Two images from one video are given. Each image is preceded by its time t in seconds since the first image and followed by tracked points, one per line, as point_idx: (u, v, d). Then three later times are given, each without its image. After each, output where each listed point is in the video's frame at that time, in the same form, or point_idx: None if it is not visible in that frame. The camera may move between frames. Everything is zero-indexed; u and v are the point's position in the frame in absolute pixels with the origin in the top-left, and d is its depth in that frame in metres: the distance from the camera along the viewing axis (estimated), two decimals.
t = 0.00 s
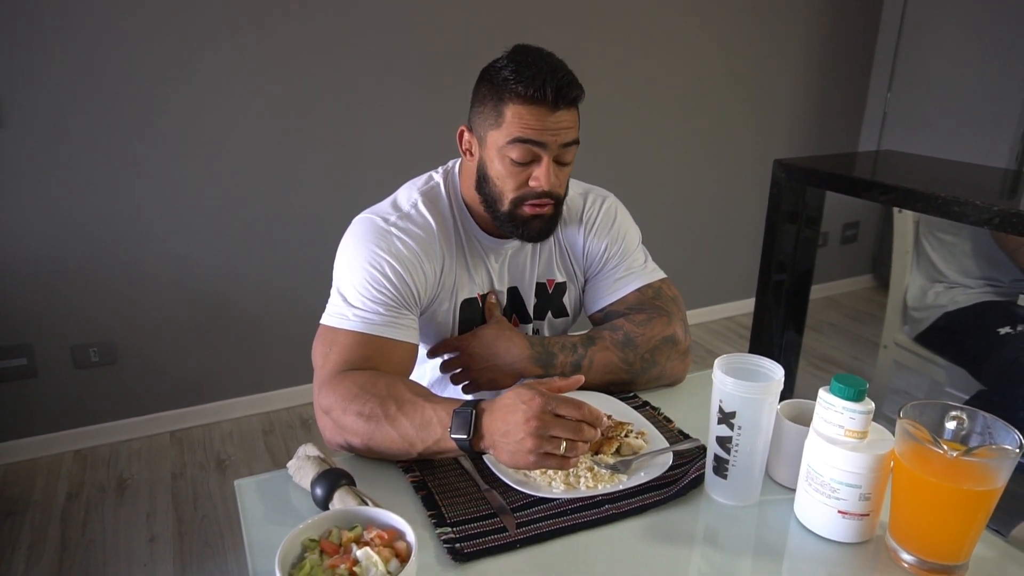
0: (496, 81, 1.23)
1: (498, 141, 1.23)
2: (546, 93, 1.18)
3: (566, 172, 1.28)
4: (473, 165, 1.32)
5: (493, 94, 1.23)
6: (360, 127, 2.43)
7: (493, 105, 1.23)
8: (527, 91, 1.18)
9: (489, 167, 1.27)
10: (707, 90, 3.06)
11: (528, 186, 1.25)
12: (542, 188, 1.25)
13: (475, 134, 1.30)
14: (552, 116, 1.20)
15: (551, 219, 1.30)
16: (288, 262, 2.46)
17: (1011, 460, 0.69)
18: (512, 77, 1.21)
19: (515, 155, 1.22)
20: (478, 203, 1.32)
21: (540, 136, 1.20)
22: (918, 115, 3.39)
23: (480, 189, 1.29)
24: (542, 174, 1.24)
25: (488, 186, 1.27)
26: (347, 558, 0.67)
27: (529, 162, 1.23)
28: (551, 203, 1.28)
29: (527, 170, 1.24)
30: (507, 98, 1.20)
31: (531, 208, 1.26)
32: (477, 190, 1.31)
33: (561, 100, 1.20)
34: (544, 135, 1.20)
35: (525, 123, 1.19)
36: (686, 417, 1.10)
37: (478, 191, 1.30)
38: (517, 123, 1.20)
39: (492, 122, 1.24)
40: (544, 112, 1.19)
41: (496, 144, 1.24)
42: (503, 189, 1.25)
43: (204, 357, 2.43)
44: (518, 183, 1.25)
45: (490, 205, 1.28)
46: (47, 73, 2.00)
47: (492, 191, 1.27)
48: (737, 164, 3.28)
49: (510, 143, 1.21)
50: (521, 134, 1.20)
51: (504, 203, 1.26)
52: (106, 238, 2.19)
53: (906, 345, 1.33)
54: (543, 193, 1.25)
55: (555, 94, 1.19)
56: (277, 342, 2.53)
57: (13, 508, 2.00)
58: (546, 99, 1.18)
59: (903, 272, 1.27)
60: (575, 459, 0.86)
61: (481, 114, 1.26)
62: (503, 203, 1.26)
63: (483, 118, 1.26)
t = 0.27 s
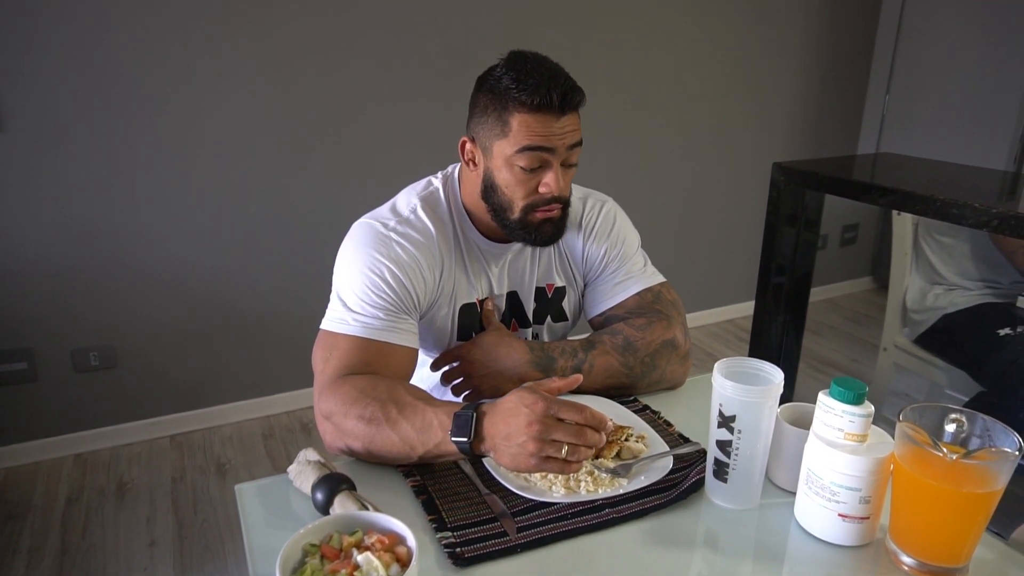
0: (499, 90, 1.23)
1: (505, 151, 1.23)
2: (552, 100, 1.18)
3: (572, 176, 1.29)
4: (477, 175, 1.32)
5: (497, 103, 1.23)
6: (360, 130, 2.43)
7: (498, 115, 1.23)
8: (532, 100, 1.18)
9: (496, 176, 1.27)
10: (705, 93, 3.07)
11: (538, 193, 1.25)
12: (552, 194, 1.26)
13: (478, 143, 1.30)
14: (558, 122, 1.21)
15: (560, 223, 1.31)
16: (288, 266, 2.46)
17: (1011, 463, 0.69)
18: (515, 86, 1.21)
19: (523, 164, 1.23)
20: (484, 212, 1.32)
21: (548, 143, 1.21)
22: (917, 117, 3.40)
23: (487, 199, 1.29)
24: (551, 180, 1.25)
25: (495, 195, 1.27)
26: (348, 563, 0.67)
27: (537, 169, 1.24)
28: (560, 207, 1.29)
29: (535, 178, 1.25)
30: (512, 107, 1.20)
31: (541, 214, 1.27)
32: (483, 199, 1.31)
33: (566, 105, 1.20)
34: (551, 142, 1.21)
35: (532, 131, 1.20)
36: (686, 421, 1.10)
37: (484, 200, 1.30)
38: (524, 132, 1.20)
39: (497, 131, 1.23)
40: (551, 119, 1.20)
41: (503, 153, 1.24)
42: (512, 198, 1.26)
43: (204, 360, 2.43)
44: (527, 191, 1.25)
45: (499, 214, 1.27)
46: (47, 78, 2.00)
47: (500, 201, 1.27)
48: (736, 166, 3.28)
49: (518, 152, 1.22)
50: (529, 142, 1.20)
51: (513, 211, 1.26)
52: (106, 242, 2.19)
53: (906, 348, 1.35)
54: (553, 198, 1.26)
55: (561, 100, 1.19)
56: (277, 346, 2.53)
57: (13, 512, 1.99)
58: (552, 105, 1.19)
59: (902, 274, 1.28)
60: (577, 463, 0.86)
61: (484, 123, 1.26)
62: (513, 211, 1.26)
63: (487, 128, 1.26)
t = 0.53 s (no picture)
0: (504, 91, 1.23)
1: (511, 151, 1.23)
2: (558, 100, 1.19)
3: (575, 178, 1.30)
4: (481, 176, 1.32)
5: (502, 104, 1.23)
6: (360, 133, 2.43)
7: (503, 115, 1.23)
8: (538, 100, 1.19)
9: (500, 177, 1.27)
10: (705, 96, 3.08)
11: (542, 193, 1.26)
12: (556, 195, 1.26)
13: (483, 145, 1.30)
14: (564, 123, 1.21)
15: (563, 225, 1.31)
16: (288, 268, 2.46)
17: (1009, 465, 0.69)
18: (521, 86, 1.21)
19: (529, 164, 1.23)
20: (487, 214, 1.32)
21: (554, 143, 1.21)
22: (916, 121, 3.40)
23: (490, 200, 1.29)
24: (556, 181, 1.25)
25: (500, 195, 1.27)
26: (347, 566, 0.67)
27: (542, 170, 1.24)
28: (564, 209, 1.29)
29: (541, 178, 1.25)
30: (517, 108, 1.21)
31: (545, 215, 1.27)
32: (487, 201, 1.31)
33: (571, 107, 1.21)
34: (556, 143, 1.21)
35: (539, 131, 1.20)
36: (685, 424, 1.10)
37: (488, 201, 1.30)
38: (530, 132, 1.21)
39: (502, 132, 1.24)
40: (556, 119, 1.21)
41: (508, 153, 1.24)
42: (516, 199, 1.26)
43: (203, 363, 2.43)
44: (532, 191, 1.26)
45: (502, 215, 1.27)
46: (47, 81, 2.00)
47: (505, 201, 1.27)
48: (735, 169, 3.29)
49: (524, 152, 1.22)
50: (535, 142, 1.21)
51: (518, 211, 1.26)
52: (105, 245, 2.19)
53: (906, 351, 1.34)
54: (557, 199, 1.26)
55: (566, 101, 1.20)
56: (277, 349, 2.53)
57: (11, 515, 1.99)
58: (558, 106, 1.20)
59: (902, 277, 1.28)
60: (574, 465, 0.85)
61: (489, 124, 1.26)
62: (517, 212, 1.26)
63: (492, 129, 1.26)
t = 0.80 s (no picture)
0: (517, 92, 1.24)
1: (522, 152, 1.23)
2: (572, 104, 1.20)
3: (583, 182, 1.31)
4: (488, 176, 1.31)
5: (516, 105, 1.24)
6: (359, 136, 2.44)
7: (516, 115, 1.23)
8: (553, 103, 1.20)
9: (510, 177, 1.27)
10: (704, 99, 3.08)
11: (551, 195, 1.26)
12: (565, 198, 1.27)
13: (493, 144, 1.30)
14: (576, 127, 1.22)
15: (568, 229, 1.32)
16: (287, 271, 2.46)
17: (1008, 469, 0.69)
18: (535, 88, 1.22)
19: (540, 166, 1.23)
20: (492, 215, 1.32)
21: (567, 146, 1.22)
22: (915, 125, 3.41)
23: (498, 200, 1.29)
24: (565, 185, 1.26)
25: (507, 196, 1.27)
26: (344, 569, 0.67)
27: (553, 173, 1.24)
28: (570, 213, 1.29)
29: (550, 181, 1.25)
30: (532, 109, 1.21)
31: (552, 218, 1.27)
32: (493, 201, 1.30)
33: (584, 112, 1.22)
34: (569, 146, 1.22)
35: (552, 133, 1.21)
36: (684, 427, 1.09)
37: (494, 202, 1.30)
38: (543, 135, 1.21)
39: (514, 132, 1.24)
40: (569, 123, 1.21)
41: (519, 154, 1.24)
42: (525, 200, 1.26)
43: (202, 366, 2.43)
44: (541, 194, 1.26)
45: (509, 215, 1.27)
46: (47, 84, 2.01)
47: (513, 202, 1.26)
48: (734, 172, 3.29)
49: (536, 154, 1.22)
50: (547, 144, 1.21)
51: (525, 213, 1.26)
52: (104, 248, 2.19)
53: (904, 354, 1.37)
54: (565, 203, 1.27)
55: (581, 106, 1.21)
56: (276, 352, 2.53)
57: (8, 519, 1.99)
58: (572, 110, 1.20)
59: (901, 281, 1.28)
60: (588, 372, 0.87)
61: (501, 123, 1.26)
62: (524, 213, 1.26)
63: (504, 128, 1.26)
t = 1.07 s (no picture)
0: (516, 94, 1.24)
1: (522, 153, 1.23)
2: (570, 105, 1.20)
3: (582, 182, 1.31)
4: (487, 179, 1.31)
5: (513, 107, 1.24)
6: (356, 137, 2.43)
7: (515, 117, 1.23)
8: (550, 104, 1.20)
9: (509, 179, 1.27)
10: (701, 100, 3.09)
11: (551, 197, 1.26)
12: (564, 199, 1.27)
13: (492, 147, 1.30)
14: (574, 127, 1.22)
15: (568, 230, 1.32)
16: (284, 272, 2.46)
17: (1004, 469, 0.69)
18: (533, 89, 1.22)
19: (538, 167, 1.23)
20: (492, 218, 1.32)
21: (565, 147, 1.22)
22: (911, 125, 3.42)
23: (497, 203, 1.29)
24: (564, 185, 1.26)
25: (507, 198, 1.27)
26: (340, 571, 0.67)
27: (552, 173, 1.24)
28: (570, 214, 1.29)
29: (549, 182, 1.25)
30: (529, 111, 1.21)
31: (552, 219, 1.27)
32: (492, 203, 1.30)
33: (582, 112, 1.22)
34: (567, 147, 1.22)
35: (549, 135, 1.21)
36: (681, 428, 1.09)
37: (494, 204, 1.29)
38: (541, 136, 1.21)
39: (513, 134, 1.24)
40: (567, 123, 1.21)
41: (518, 156, 1.24)
42: (524, 202, 1.26)
43: (199, 368, 2.42)
44: (540, 195, 1.26)
45: (509, 217, 1.27)
46: (43, 85, 2.00)
47: (513, 204, 1.26)
48: (731, 173, 3.30)
49: (535, 155, 1.22)
50: (546, 145, 1.21)
51: (526, 214, 1.26)
52: (100, 249, 2.18)
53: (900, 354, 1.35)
54: (565, 204, 1.27)
55: (579, 107, 1.21)
56: (272, 354, 2.52)
57: (4, 521, 1.98)
58: (571, 110, 1.20)
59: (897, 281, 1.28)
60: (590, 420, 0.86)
61: (499, 126, 1.26)
62: (525, 215, 1.26)
63: (502, 131, 1.26)
